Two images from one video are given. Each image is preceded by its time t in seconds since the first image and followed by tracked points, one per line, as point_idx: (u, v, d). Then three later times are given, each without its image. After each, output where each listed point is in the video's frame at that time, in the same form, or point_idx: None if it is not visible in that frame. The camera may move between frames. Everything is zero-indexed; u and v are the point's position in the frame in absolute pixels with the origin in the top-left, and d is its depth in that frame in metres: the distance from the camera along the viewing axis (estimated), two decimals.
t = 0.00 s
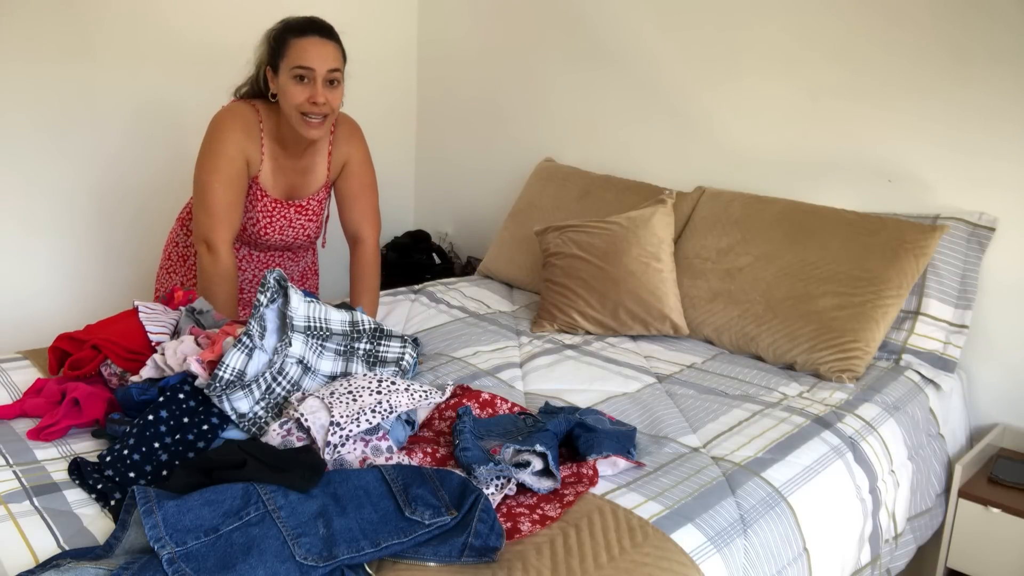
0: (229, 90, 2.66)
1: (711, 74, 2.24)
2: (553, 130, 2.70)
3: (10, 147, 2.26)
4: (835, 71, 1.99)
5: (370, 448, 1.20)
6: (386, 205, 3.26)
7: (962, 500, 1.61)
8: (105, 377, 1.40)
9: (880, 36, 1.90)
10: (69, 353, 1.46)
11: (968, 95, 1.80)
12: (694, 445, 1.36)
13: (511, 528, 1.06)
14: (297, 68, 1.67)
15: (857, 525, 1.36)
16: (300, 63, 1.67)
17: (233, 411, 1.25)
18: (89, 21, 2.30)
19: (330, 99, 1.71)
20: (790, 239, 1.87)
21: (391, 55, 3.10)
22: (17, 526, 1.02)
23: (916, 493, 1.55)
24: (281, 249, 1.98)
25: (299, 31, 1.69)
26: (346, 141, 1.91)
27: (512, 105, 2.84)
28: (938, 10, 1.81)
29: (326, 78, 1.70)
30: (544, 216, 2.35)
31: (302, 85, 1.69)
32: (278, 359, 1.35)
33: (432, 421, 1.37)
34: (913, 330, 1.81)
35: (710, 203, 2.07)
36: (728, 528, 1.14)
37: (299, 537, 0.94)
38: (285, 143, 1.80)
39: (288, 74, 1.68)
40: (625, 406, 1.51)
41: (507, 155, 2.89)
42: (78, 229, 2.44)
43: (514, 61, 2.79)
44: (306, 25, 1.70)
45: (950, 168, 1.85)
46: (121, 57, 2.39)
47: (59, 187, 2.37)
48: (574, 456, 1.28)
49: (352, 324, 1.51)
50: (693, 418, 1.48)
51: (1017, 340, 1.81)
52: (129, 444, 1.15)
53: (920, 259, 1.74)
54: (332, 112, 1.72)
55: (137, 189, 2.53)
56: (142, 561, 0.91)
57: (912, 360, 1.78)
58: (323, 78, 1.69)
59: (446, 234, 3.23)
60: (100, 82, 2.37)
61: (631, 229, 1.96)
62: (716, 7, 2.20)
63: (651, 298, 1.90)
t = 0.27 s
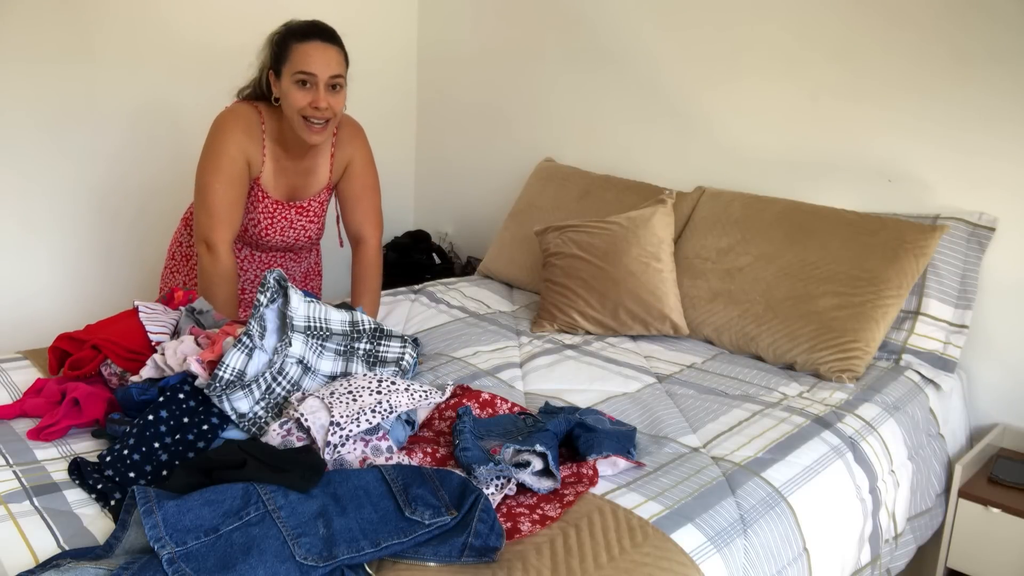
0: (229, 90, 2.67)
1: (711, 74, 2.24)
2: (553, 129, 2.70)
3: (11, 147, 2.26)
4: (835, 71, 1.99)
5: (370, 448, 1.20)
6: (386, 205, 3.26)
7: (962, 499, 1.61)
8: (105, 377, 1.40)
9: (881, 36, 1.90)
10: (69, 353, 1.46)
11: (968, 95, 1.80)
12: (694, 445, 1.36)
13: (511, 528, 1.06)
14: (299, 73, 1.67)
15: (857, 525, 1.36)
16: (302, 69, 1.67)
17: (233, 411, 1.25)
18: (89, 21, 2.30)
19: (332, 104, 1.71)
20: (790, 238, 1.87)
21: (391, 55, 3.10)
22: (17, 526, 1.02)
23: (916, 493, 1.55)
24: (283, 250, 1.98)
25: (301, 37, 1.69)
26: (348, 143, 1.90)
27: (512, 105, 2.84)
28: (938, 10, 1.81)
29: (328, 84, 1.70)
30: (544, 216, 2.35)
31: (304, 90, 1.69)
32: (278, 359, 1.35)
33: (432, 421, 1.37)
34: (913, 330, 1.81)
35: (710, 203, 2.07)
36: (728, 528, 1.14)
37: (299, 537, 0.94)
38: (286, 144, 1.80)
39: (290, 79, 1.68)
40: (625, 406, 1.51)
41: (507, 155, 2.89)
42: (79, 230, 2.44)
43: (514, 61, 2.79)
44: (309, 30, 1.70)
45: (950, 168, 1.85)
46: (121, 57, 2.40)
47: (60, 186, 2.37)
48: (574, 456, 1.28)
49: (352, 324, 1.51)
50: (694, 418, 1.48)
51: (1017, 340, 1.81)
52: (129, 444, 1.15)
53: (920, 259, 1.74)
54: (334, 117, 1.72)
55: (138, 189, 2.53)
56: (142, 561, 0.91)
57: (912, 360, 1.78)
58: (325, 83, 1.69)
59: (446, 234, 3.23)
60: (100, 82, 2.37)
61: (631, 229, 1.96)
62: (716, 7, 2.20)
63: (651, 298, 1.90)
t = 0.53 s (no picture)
0: (229, 90, 2.66)
1: (710, 74, 2.24)
2: (553, 129, 2.70)
3: (10, 147, 2.25)
4: (835, 71, 1.99)
5: (371, 448, 1.20)
6: (386, 205, 3.26)
7: (962, 499, 1.61)
8: (105, 377, 1.40)
9: (881, 36, 1.90)
10: (69, 353, 1.46)
11: (968, 96, 1.80)
12: (694, 445, 1.36)
13: (511, 528, 1.06)
14: (300, 67, 1.67)
15: (858, 525, 1.36)
16: (302, 63, 1.67)
17: (233, 411, 1.25)
18: (89, 21, 2.30)
19: (332, 99, 1.70)
20: (790, 238, 1.87)
21: (391, 55, 3.10)
22: (17, 526, 1.02)
23: (916, 493, 1.55)
24: (284, 250, 1.98)
25: (303, 32, 1.69)
26: (349, 143, 1.91)
27: (512, 105, 2.84)
28: (939, 10, 1.81)
29: (328, 78, 1.69)
30: (544, 216, 2.35)
31: (304, 85, 1.69)
32: (278, 359, 1.35)
33: (432, 421, 1.37)
34: (913, 330, 1.81)
35: (710, 203, 2.07)
36: (728, 528, 1.14)
37: (299, 537, 0.94)
38: (287, 143, 1.80)
39: (291, 74, 1.68)
40: (625, 406, 1.51)
41: (507, 155, 2.89)
42: (79, 230, 2.44)
43: (514, 61, 2.79)
44: (310, 25, 1.70)
45: (950, 168, 1.85)
46: (121, 56, 2.39)
47: (60, 187, 2.37)
48: (574, 456, 1.28)
49: (352, 324, 1.51)
50: (694, 418, 1.48)
51: (1017, 340, 1.81)
52: (129, 444, 1.15)
53: (920, 259, 1.74)
54: (334, 113, 1.71)
55: (138, 189, 2.53)
56: (142, 561, 0.91)
57: (912, 360, 1.78)
58: (326, 77, 1.69)
59: (446, 234, 3.23)
60: (100, 82, 2.37)
61: (631, 229, 1.96)
62: (716, 6, 2.20)
63: (651, 298, 1.90)
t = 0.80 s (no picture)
0: (229, 90, 2.67)
1: (710, 74, 2.24)
2: (553, 129, 2.70)
3: (10, 147, 2.25)
4: (835, 71, 1.99)
5: (370, 448, 1.20)
6: (386, 205, 3.26)
7: (962, 499, 1.61)
8: (105, 377, 1.40)
9: (881, 36, 1.90)
10: (69, 353, 1.46)
11: (968, 96, 1.80)
12: (694, 445, 1.36)
13: (511, 528, 1.06)
14: (302, 62, 1.67)
15: (857, 525, 1.36)
16: (304, 59, 1.67)
17: (233, 411, 1.25)
18: (89, 21, 2.30)
19: (335, 94, 1.70)
20: (790, 238, 1.87)
21: (391, 55, 3.10)
22: (17, 526, 1.02)
23: (916, 493, 1.55)
24: (284, 249, 1.98)
25: (303, 29, 1.69)
26: (349, 142, 1.90)
27: (512, 105, 2.84)
28: (939, 9, 1.81)
29: (332, 73, 1.69)
30: (544, 216, 2.35)
31: (307, 80, 1.68)
32: (278, 359, 1.35)
33: (432, 421, 1.37)
34: (913, 330, 1.81)
35: (710, 203, 2.07)
36: (728, 528, 1.14)
37: (299, 537, 0.94)
38: (288, 142, 1.80)
39: (292, 69, 1.68)
40: (625, 406, 1.51)
41: (507, 155, 2.89)
42: (79, 230, 2.44)
43: (514, 60, 2.79)
44: (311, 22, 1.70)
45: (950, 167, 1.85)
46: (121, 56, 2.39)
47: (60, 186, 2.37)
48: (574, 456, 1.28)
49: (352, 324, 1.51)
50: (694, 418, 1.48)
51: (1017, 340, 1.81)
52: (129, 444, 1.15)
53: (920, 259, 1.74)
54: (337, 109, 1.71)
55: (138, 189, 2.53)
56: (142, 561, 0.91)
57: (912, 360, 1.78)
58: (329, 72, 1.68)
59: (446, 234, 3.23)
60: (100, 81, 2.37)
61: (631, 229, 1.96)
62: (716, 6, 2.20)
63: (651, 298, 1.90)
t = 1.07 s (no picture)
0: (229, 90, 2.67)
1: (711, 74, 2.24)
2: (554, 129, 2.70)
3: (10, 148, 2.26)
4: (835, 71, 1.99)
5: (370, 448, 1.20)
6: (386, 205, 3.26)
7: (962, 499, 1.61)
8: (105, 377, 1.40)
9: (881, 36, 1.90)
10: (69, 353, 1.46)
11: (968, 96, 1.80)
12: (694, 445, 1.36)
13: (511, 528, 1.06)
14: (303, 74, 1.67)
15: (857, 525, 1.36)
16: (305, 70, 1.67)
17: (233, 411, 1.25)
18: (89, 21, 2.30)
19: (335, 105, 1.70)
20: (791, 238, 1.87)
21: (391, 55, 3.10)
22: (17, 526, 1.02)
23: (916, 493, 1.55)
24: (283, 249, 1.98)
25: (305, 38, 1.69)
26: (348, 143, 1.90)
27: (512, 105, 2.84)
28: (939, 9, 1.81)
29: (332, 85, 1.69)
30: (544, 216, 2.35)
31: (307, 92, 1.68)
32: (277, 359, 1.35)
33: (432, 421, 1.37)
34: (913, 330, 1.81)
35: (710, 203, 2.07)
36: (728, 528, 1.14)
37: (299, 537, 0.94)
38: (287, 144, 1.80)
39: (293, 80, 1.68)
40: (625, 406, 1.51)
41: (507, 155, 2.89)
42: (79, 230, 2.44)
43: (515, 60, 2.79)
44: (314, 32, 1.70)
45: (950, 168, 1.85)
46: (121, 56, 2.39)
47: (60, 187, 2.37)
48: (574, 456, 1.28)
49: (352, 324, 1.51)
50: (693, 418, 1.48)
51: (1017, 340, 1.81)
52: (129, 444, 1.15)
53: (920, 259, 1.74)
54: (337, 119, 1.72)
55: (138, 188, 2.53)
56: (142, 561, 0.91)
57: (912, 360, 1.78)
58: (329, 84, 1.69)
59: (446, 234, 3.23)
60: (100, 81, 2.37)
61: (631, 229, 1.96)
62: (717, 6, 2.20)
63: (651, 298, 1.90)
